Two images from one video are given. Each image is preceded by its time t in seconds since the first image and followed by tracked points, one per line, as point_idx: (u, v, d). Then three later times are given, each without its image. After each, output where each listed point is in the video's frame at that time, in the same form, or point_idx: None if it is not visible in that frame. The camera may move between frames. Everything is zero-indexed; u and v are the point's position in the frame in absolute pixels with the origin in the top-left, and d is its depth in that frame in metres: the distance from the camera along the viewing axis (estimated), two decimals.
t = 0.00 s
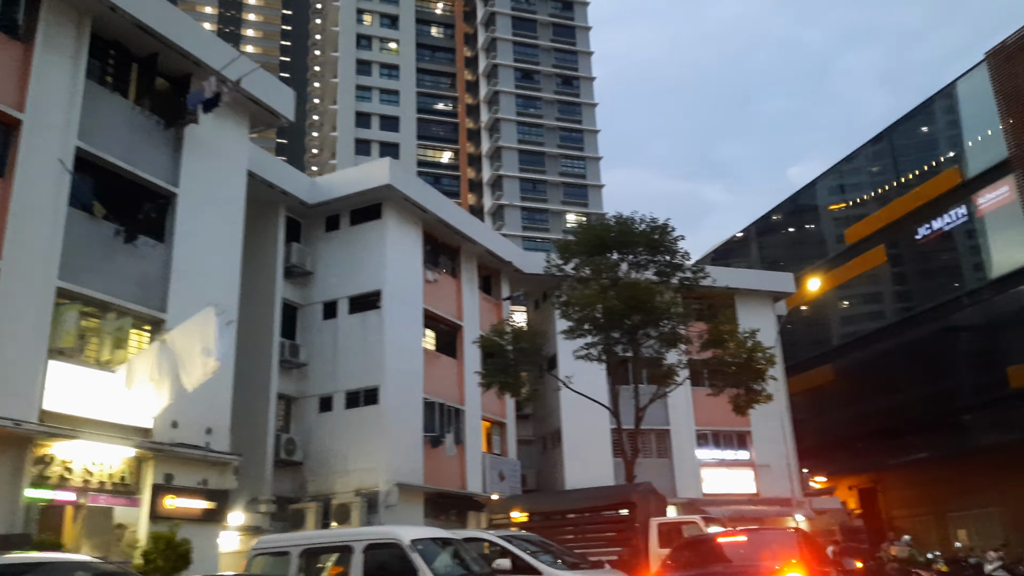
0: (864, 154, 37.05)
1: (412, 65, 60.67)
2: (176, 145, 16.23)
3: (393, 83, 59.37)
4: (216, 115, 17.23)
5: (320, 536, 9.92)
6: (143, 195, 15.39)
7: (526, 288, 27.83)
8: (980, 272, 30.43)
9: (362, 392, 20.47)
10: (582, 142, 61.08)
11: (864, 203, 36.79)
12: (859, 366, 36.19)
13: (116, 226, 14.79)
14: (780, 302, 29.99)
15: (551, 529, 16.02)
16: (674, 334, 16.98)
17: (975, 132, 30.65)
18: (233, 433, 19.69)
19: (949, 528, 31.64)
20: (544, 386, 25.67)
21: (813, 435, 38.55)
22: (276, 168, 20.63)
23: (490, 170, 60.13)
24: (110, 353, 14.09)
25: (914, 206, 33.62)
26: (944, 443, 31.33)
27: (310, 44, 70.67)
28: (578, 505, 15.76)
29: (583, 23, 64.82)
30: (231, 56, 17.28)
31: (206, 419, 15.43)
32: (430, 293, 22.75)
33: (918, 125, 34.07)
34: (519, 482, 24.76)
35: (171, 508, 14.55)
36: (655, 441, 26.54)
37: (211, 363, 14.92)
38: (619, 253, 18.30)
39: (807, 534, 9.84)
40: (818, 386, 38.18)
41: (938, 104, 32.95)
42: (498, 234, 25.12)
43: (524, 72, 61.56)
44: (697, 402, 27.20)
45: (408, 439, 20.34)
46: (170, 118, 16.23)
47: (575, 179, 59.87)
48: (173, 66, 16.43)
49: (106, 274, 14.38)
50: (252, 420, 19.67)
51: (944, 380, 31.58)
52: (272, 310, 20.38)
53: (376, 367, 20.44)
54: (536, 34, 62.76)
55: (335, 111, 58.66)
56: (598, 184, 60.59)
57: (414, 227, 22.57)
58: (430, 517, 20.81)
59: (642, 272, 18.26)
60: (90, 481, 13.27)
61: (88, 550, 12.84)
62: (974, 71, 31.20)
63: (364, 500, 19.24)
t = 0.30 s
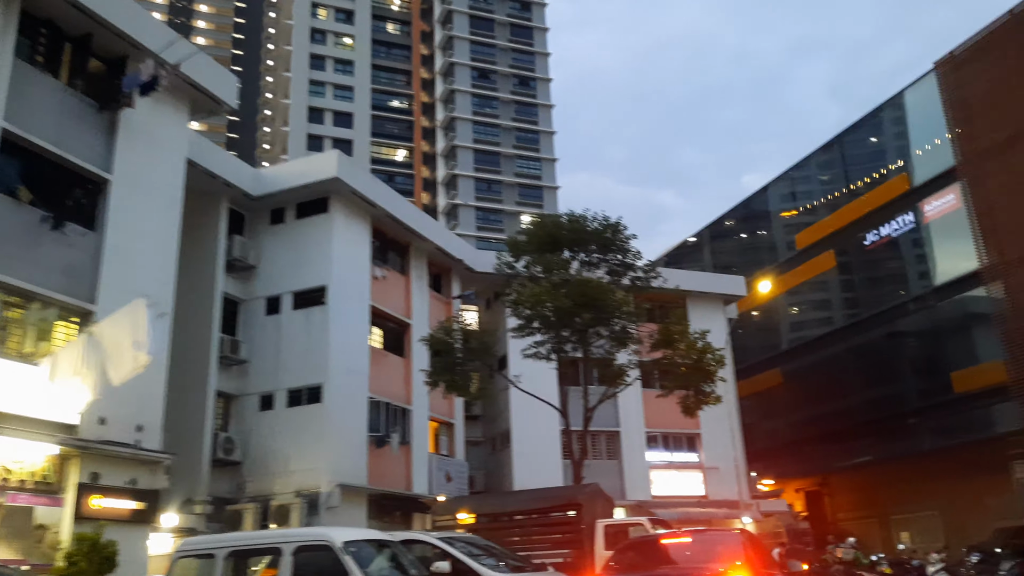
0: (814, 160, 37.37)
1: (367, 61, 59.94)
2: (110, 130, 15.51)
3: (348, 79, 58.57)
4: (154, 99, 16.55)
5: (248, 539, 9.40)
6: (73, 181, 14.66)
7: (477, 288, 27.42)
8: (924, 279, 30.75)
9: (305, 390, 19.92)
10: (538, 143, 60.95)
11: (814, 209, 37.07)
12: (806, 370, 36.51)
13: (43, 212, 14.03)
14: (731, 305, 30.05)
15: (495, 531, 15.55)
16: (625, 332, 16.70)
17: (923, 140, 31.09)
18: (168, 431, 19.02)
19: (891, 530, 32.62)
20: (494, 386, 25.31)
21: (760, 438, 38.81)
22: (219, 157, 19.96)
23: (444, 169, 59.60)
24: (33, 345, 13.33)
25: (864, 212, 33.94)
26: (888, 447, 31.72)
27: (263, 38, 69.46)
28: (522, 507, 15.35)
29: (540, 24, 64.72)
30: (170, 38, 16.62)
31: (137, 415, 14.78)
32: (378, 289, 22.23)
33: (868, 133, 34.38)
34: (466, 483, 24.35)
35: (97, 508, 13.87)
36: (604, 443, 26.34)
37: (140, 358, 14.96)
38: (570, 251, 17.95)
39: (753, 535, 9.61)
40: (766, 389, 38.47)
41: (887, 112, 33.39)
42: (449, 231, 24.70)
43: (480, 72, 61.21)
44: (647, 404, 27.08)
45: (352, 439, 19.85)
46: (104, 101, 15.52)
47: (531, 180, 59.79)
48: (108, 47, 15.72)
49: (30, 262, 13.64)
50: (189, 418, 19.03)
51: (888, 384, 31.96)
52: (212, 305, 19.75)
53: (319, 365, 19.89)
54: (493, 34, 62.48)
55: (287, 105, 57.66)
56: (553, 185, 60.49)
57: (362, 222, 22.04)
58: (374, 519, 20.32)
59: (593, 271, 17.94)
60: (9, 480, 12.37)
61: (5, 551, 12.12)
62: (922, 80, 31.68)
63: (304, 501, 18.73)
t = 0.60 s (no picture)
0: (775, 164, 37.50)
1: (329, 56, 59.17)
2: (50, 111, 14.84)
3: (309, 73, 57.74)
4: (98, 81, 15.91)
5: (180, 539, 8.88)
6: (8, 163, 13.97)
7: (435, 285, 26.98)
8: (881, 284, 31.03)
9: (254, 386, 19.33)
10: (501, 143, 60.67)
11: (774, 213, 37.16)
12: (763, 372, 36.63)
13: None
14: (691, 306, 29.99)
15: (448, 532, 15.16)
16: (583, 331, 16.39)
17: (881, 146, 31.35)
18: (109, 428, 18.32)
19: (846, 533, 32.80)
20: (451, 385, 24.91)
21: (717, 441, 38.83)
22: (168, 145, 19.32)
23: (406, 166, 58.99)
24: None
25: (823, 217, 34.14)
26: (843, 450, 31.93)
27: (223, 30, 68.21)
28: (475, 508, 14.98)
29: (506, 24, 64.47)
30: (114, 17, 15.95)
31: (73, 411, 14.12)
32: (332, 285, 21.67)
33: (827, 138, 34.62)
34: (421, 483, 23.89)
35: (28, 508, 13.18)
36: (562, 443, 26.06)
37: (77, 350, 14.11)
38: (529, 247, 17.53)
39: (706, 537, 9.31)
40: (724, 392, 38.54)
41: (846, 118, 33.65)
42: (407, 227, 24.24)
43: (444, 70, 60.78)
44: (606, 405, 26.87)
45: (303, 437, 19.31)
46: (44, 81, 14.82)
47: (494, 180, 59.47)
48: (50, 26, 15.03)
49: None
50: (131, 414, 18.35)
51: (844, 387, 32.14)
52: (158, 297, 19.08)
53: (270, 360, 19.32)
54: (458, 32, 62.08)
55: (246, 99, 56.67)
56: (515, 185, 60.24)
57: (317, 215, 21.50)
58: (324, 520, 19.80)
59: (553, 267, 17.51)
60: None
61: None
62: (881, 86, 31.97)
63: (251, 501, 18.15)
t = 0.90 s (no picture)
0: (738, 167, 37.54)
1: (292, 50, 58.31)
2: None
3: (272, 68, 56.84)
4: (41, 61, 15.27)
5: (109, 539, 8.38)
6: None
7: (395, 282, 26.49)
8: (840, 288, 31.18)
9: (203, 383, 18.76)
10: (466, 142, 60.31)
11: (737, 216, 37.16)
12: (725, 374, 36.67)
13: None
14: (653, 307, 29.85)
15: (402, 534, 14.71)
16: (542, 328, 16.09)
17: (843, 150, 31.51)
18: (50, 424, 17.63)
19: (803, 535, 32.90)
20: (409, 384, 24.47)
21: (679, 443, 38.81)
22: (116, 132, 18.66)
23: (370, 164, 58.32)
24: None
25: (786, 220, 34.21)
26: (802, 452, 32.05)
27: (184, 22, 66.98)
28: (430, 509, 14.56)
29: (472, 22, 64.12)
30: None
31: (7, 405, 13.50)
32: (288, 280, 21.10)
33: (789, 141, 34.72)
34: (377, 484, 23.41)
35: None
36: (522, 444, 25.75)
37: (13, 344, 10.30)
38: (490, 242, 17.11)
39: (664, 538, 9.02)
40: (686, 394, 38.53)
41: (809, 122, 33.78)
42: (366, 222, 23.73)
43: (410, 67, 60.23)
44: (568, 405, 26.61)
45: (254, 435, 18.76)
46: None
47: (458, 179, 59.06)
48: None
49: None
50: (74, 411, 17.67)
51: (804, 390, 32.26)
52: (104, 290, 18.41)
53: (220, 357, 18.74)
54: (424, 29, 61.57)
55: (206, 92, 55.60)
56: (480, 185, 59.89)
57: (272, 208, 20.94)
58: (274, 520, 19.26)
59: (513, 264, 17.11)
60: None
61: None
62: (844, 90, 32.15)
63: (198, 501, 17.61)
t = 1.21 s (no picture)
0: (703, 168, 37.51)
1: (255, 43, 57.35)
2: None
3: (233, 61, 55.82)
4: None
5: (31, 540, 7.82)
6: None
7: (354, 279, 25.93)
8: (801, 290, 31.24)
9: (151, 378, 18.11)
10: (431, 140, 59.81)
11: (701, 218, 37.05)
12: (687, 375, 36.61)
13: None
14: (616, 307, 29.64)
15: (354, 535, 14.25)
16: (502, 323, 15.73)
17: (806, 153, 31.58)
18: None
19: (763, 537, 32.90)
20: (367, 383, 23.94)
21: (641, 444, 38.66)
22: (62, 118, 17.95)
23: (333, 160, 57.54)
24: None
25: (749, 222, 34.21)
26: (763, 454, 32.06)
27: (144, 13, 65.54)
28: (382, 510, 14.14)
29: (439, 20, 63.69)
30: None
31: None
32: (241, 274, 20.48)
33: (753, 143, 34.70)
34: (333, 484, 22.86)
35: None
36: (482, 445, 25.34)
37: None
38: (449, 236, 16.67)
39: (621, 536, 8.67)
40: (648, 395, 38.42)
41: (773, 124, 33.82)
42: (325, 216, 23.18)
43: (375, 63, 59.59)
44: (529, 406, 26.27)
45: (203, 433, 18.14)
46: None
47: (423, 177, 58.52)
48: None
49: None
50: (12, 406, 16.92)
51: (765, 392, 32.27)
52: (47, 281, 17.68)
53: (169, 351, 18.10)
54: (390, 25, 60.98)
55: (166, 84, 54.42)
56: (445, 183, 59.44)
57: (226, 199, 20.32)
58: (224, 521, 18.65)
59: (473, 259, 16.70)
60: None
61: None
62: (807, 93, 32.26)
63: (143, 502, 16.99)
